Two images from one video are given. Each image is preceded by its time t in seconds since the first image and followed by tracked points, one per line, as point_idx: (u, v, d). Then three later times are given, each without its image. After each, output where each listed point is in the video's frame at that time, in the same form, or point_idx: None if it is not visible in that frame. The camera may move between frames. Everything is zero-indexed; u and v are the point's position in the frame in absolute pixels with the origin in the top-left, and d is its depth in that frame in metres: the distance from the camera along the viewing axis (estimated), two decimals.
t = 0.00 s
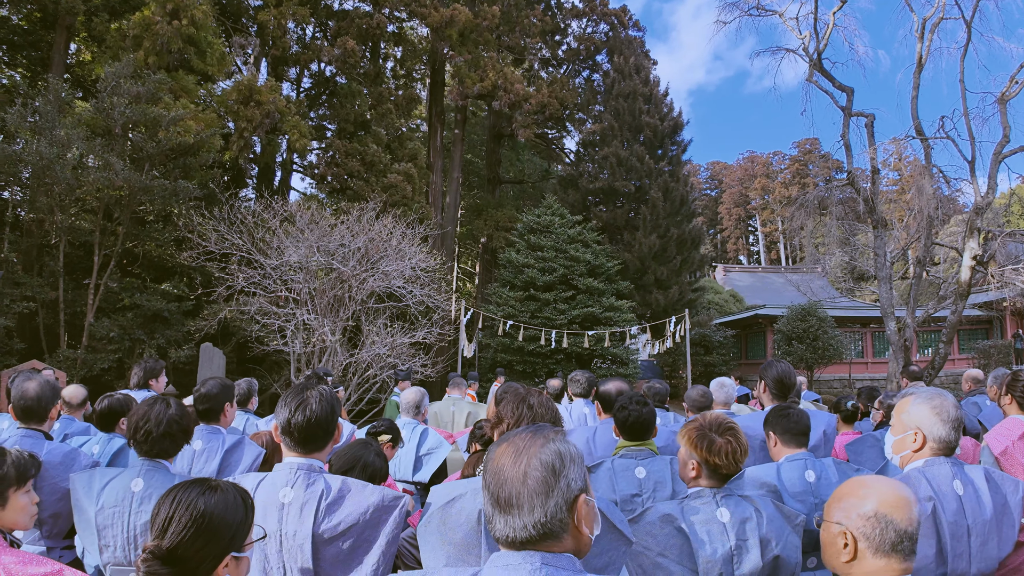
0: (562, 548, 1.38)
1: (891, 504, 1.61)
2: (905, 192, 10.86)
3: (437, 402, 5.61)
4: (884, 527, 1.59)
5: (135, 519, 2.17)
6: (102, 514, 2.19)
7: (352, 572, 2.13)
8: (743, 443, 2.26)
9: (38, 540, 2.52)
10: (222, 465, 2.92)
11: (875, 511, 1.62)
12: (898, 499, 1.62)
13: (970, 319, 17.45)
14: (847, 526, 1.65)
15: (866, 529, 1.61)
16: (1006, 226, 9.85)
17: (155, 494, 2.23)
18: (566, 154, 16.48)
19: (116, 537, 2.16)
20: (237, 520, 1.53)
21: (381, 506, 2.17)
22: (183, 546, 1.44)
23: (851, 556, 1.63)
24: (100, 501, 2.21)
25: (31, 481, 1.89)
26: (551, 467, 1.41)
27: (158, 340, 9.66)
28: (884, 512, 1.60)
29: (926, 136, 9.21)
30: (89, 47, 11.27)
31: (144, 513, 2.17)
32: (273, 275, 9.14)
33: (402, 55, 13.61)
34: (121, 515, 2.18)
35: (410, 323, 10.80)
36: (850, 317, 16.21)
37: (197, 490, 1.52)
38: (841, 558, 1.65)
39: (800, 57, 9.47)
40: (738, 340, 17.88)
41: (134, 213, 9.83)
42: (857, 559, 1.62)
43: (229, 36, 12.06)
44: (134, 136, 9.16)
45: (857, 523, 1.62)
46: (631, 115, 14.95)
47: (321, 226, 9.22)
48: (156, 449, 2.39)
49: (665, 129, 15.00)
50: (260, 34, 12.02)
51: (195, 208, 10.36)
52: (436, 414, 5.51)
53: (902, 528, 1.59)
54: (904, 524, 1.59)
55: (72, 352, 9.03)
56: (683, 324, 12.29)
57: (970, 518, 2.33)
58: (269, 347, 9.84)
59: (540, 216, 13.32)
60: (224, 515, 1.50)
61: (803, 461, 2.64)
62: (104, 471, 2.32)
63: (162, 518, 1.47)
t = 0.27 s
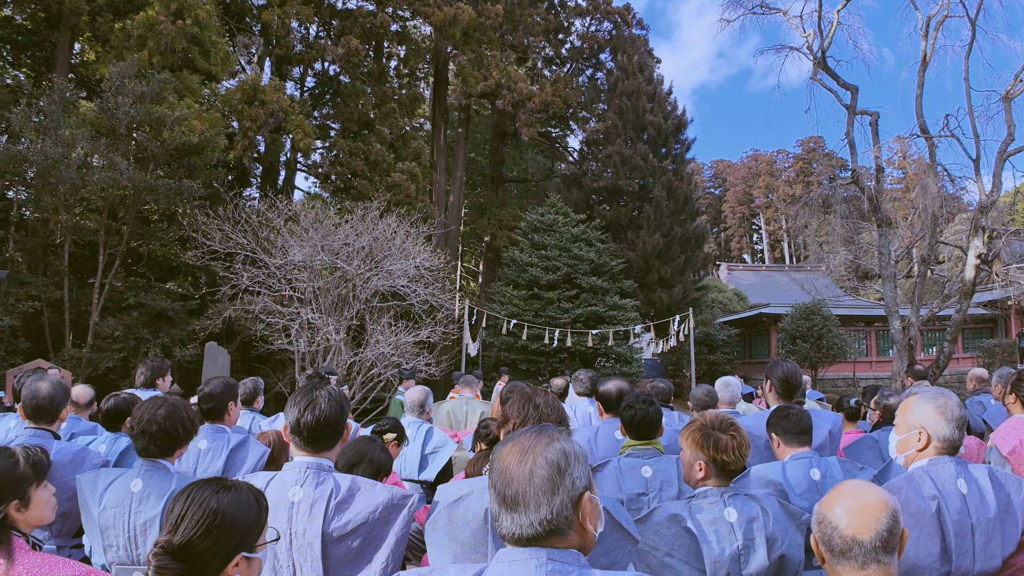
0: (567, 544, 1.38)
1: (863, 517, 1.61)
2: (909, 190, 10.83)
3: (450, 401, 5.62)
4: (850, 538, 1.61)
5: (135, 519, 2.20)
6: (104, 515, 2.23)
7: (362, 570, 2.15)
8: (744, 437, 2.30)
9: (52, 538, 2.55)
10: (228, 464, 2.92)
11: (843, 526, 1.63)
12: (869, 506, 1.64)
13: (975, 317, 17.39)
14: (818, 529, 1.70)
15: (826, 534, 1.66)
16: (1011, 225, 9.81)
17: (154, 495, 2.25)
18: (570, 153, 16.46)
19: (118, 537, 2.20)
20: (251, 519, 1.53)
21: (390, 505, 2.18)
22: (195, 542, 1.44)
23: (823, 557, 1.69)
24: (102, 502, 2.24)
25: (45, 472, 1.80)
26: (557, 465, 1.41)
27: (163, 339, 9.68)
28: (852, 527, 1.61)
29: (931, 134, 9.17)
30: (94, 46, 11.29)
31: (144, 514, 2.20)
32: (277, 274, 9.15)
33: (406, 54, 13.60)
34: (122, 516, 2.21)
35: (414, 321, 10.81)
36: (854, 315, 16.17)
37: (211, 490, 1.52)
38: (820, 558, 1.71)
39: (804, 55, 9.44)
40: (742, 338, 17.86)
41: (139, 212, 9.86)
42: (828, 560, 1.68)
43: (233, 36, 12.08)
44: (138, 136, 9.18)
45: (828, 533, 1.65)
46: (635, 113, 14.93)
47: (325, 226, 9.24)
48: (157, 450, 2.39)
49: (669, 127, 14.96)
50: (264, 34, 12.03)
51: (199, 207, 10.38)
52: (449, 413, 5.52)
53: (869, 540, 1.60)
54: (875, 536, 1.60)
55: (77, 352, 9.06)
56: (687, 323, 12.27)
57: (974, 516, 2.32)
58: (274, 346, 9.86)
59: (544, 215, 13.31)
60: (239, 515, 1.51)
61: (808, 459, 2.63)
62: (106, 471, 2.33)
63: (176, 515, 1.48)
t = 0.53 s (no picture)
0: (570, 541, 1.38)
1: (845, 513, 1.61)
2: (913, 188, 10.80)
3: (456, 400, 5.63)
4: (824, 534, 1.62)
5: (132, 517, 2.21)
6: (102, 513, 2.24)
7: (366, 569, 2.15)
8: (749, 436, 2.30)
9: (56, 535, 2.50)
10: (232, 461, 2.92)
11: (821, 521, 1.64)
12: (853, 503, 1.63)
13: (978, 316, 17.35)
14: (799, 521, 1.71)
15: (803, 525, 1.68)
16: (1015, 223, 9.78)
17: (149, 492, 2.25)
18: (572, 151, 16.44)
19: (115, 535, 2.21)
20: (250, 513, 1.53)
21: (393, 504, 2.18)
22: (190, 530, 1.45)
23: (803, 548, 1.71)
24: (100, 500, 2.25)
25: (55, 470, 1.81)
26: (564, 462, 1.41)
27: (166, 337, 9.70)
28: (830, 523, 1.62)
29: (935, 132, 9.14)
30: (97, 46, 11.31)
31: (139, 511, 2.21)
32: (280, 273, 9.16)
33: (409, 53, 13.57)
34: (118, 513, 2.22)
35: (417, 320, 10.82)
36: (858, 313, 16.14)
37: (212, 482, 1.53)
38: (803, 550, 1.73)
39: (807, 53, 9.41)
40: (745, 337, 17.84)
41: (143, 211, 9.89)
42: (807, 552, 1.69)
43: (236, 35, 12.08)
44: (141, 135, 9.20)
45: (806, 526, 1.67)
46: (638, 111, 14.91)
47: (328, 224, 9.24)
48: (149, 446, 2.41)
49: (672, 125, 14.94)
50: (267, 33, 12.03)
51: (203, 206, 10.40)
52: (454, 412, 5.54)
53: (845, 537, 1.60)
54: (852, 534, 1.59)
55: (81, 350, 9.09)
56: (690, 321, 12.26)
57: (977, 514, 2.31)
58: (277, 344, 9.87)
59: (547, 213, 13.30)
60: (238, 507, 1.51)
61: (811, 457, 2.63)
62: (104, 470, 2.35)
63: (175, 504, 1.48)
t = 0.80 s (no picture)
0: (579, 535, 1.38)
1: (825, 502, 1.65)
2: (917, 186, 10.77)
3: (454, 398, 5.61)
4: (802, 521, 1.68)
5: (137, 512, 2.22)
6: (108, 509, 2.25)
7: (371, 567, 2.15)
8: (760, 436, 2.24)
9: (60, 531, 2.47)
10: (239, 458, 2.93)
11: (803, 510, 1.68)
12: (836, 493, 1.66)
13: (983, 314, 17.30)
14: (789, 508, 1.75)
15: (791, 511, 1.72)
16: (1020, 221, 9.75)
17: (155, 489, 2.26)
18: (576, 150, 16.41)
19: (122, 530, 2.22)
20: (260, 506, 1.53)
21: (400, 502, 2.18)
22: (198, 522, 1.46)
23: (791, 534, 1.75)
24: (106, 496, 2.26)
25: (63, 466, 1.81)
26: (573, 457, 1.41)
27: (171, 336, 9.73)
28: (809, 513, 1.66)
29: (939, 130, 9.11)
30: (101, 45, 11.33)
31: (146, 507, 2.22)
32: (285, 271, 9.19)
33: (412, 51, 13.56)
34: (125, 509, 2.23)
35: (421, 318, 10.82)
36: (862, 312, 16.10)
37: (222, 476, 1.54)
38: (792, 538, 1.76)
39: (812, 51, 9.38)
40: (749, 335, 17.81)
41: (148, 210, 9.91)
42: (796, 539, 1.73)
43: (240, 34, 12.09)
44: (146, 134, 9.22)
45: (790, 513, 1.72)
46: (642, 109, 14.89)
47: (333, 223, 9.26)
48: (151, 442, 2.40)
49: (676, 123, 14.92)
50: (270, 32, 12.03)
51: (207, 205, 10.42)
52: (452, 411, 5.52)
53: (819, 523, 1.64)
54: (824, 520, 1.64)
55: (86, 349, 9.12)
56: (694, 320, 12.24)
57: (983, 511, 2.31)
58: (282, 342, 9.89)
59: (551, 212, 13.30)
60: (247, 500, 1.51)
61: (816, 454, 2.63)
62: (110, 467, 2.35)
63: (186, 496, 1.50)
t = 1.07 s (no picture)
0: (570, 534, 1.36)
1: (833, 496, 1.65)
2: (922, 184, 10.73)
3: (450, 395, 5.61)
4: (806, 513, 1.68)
5: (141, 509, 2.22)
6: (112, 506, 2.25)
7: (373, 566, 2.15)
8: (767, 436, 2.20)
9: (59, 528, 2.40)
10: (243, 456, 2.93)
11: (811, 505, 1.67)
12: (844, 487, 1.66)
13: (987, 312, 17.25)
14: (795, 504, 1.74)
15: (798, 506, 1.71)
16: None
17: (159, 486, 2.26)
18: (579, 148, 16.39)
19: (126, 528, 2.23)
20: (269, 505, 1.52)
21: (401, 501, 2.17)
22: (206, 521, 1.46)
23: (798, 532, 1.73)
24: (111, 494, 2.26)
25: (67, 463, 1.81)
26: (553, 451, 1.42)
27: (175, 335, 9.75)
28: (818, 506, 1.66)
29: (944, 127, 9.07)
30: (104, 44, 11.34)
31: (150, 505, 2.22)
32: (289, 270, 9.20)
33: (415, 50, 13.55)
34: (129, 506, 2.23)
35: (425, 316, 10.82)
36: (866, 310, 16.05)
37: (231, 475, 1.53)
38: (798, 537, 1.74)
39: (816, 48, 9.35)
40: (753, 333, 17.78)
41: (152, 209, 9.94)
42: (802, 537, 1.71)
43: (244, 33, 12.10)
44: (150, 133, 9.23)
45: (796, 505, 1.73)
46: (645, 107, 14.87)
47: (336, 221, 9.26)
48: (155, 440, 2.40)
49: (679, 121, 14.90)
50: (274, 31, 12.04)
51: (211, 204, 10.43)
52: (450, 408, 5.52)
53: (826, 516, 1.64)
54: (831, 513, 1.63)
55: (90, 348, 9.14)
56: (698, 318, 12.22)
57: (989, 509, 2.30)
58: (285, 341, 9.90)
59: (554, 210, 13.29)
60: (254, 499, 1.51)
61: (822, 452, 2.61)
62: (114, 465, 2.36)
63: (194, 495, 1.50)
